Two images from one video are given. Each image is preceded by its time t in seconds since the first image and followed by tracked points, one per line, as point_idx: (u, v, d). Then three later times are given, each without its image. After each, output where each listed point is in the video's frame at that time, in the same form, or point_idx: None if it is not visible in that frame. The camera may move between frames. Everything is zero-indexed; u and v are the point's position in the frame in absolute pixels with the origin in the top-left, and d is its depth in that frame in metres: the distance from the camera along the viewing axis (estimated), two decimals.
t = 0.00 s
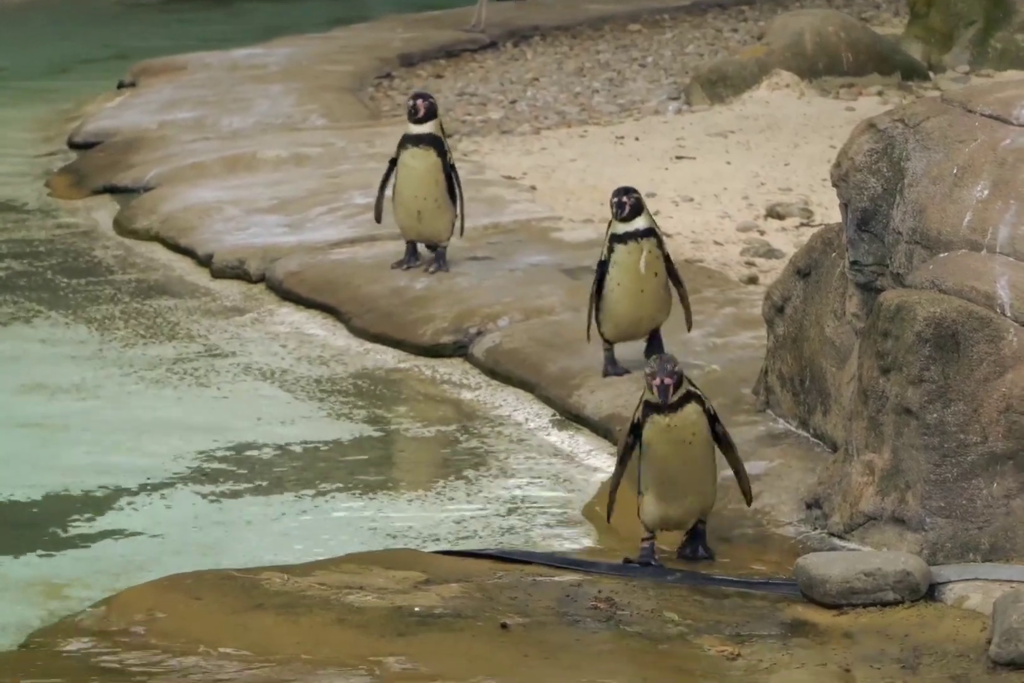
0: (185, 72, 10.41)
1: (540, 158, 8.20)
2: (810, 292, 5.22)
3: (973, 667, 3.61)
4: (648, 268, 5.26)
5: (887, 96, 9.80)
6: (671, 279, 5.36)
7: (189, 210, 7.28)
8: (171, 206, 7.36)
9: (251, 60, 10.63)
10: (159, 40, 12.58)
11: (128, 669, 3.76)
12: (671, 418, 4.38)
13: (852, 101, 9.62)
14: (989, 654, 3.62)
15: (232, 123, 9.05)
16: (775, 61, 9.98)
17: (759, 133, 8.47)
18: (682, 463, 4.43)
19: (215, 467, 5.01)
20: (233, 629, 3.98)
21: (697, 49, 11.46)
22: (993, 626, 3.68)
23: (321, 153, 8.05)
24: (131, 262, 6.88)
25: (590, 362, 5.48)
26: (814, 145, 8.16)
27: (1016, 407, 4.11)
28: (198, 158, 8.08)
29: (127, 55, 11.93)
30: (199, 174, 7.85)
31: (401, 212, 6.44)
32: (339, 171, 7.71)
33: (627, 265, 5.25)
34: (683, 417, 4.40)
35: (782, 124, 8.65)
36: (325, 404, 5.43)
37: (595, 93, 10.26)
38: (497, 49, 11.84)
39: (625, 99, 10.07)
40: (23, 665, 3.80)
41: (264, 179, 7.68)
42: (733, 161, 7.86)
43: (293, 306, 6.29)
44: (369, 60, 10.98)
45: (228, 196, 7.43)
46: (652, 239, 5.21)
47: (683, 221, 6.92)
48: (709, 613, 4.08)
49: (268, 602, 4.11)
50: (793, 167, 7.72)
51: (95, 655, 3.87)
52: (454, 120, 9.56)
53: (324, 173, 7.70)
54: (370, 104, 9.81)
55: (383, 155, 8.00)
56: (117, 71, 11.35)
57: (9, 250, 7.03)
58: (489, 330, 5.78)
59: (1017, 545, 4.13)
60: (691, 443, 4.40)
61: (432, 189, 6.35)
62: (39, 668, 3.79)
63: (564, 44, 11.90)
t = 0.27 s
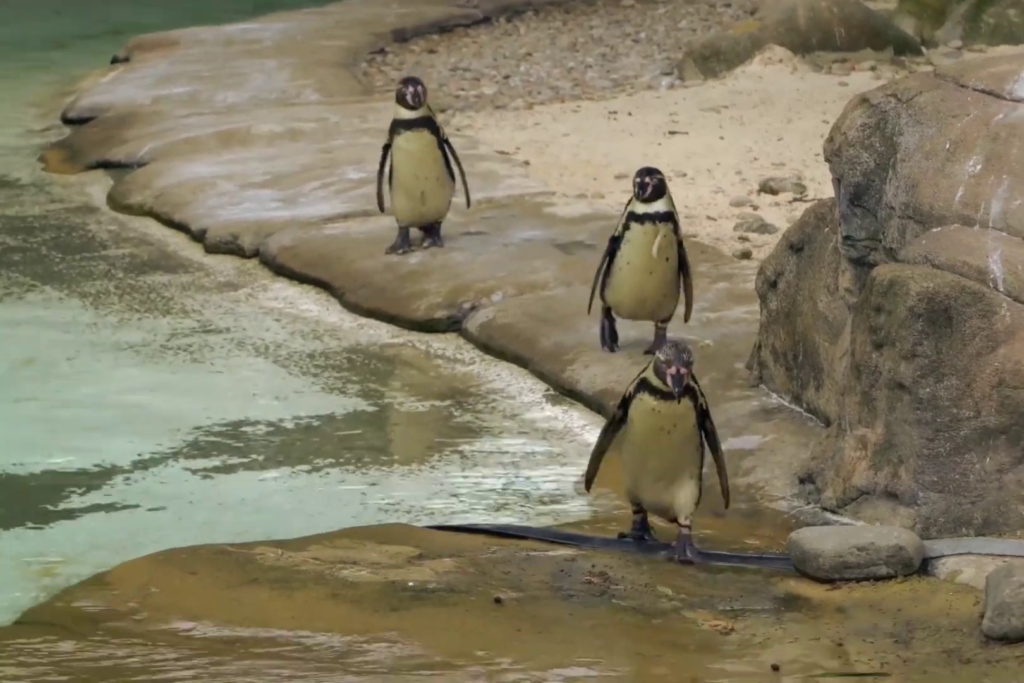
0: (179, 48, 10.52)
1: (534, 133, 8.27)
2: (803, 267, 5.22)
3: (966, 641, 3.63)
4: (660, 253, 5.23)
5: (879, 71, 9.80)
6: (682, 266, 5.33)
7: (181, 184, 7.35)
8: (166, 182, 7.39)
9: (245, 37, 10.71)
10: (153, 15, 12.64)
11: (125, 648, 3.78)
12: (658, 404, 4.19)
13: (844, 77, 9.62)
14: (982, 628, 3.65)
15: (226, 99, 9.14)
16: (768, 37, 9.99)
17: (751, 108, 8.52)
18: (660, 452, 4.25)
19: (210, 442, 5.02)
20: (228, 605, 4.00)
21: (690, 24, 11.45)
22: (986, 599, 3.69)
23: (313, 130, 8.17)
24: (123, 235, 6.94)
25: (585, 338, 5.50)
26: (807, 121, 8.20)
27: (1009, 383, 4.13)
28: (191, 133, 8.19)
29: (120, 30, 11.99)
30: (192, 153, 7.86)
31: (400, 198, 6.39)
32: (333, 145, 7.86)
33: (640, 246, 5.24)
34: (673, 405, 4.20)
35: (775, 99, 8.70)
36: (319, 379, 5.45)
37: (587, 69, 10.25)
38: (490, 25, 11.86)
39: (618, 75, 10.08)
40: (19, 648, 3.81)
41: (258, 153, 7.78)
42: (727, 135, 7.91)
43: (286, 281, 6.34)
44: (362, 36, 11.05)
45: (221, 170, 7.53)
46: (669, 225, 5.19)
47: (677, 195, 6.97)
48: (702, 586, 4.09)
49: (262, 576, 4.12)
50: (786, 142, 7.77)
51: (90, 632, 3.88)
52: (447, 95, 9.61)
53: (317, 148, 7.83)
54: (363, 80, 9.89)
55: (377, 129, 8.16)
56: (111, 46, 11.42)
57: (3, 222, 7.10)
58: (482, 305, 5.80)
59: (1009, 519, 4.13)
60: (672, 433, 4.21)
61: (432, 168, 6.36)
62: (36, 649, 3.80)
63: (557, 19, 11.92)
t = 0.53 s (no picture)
0: (170, 18, 10.74)
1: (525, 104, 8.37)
2: (793, 236, 5.24)
3: (955, 609, 3.61)
4: (648, 228, 5.16)
5: (869, 41, 9.81)
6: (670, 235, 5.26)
7: (171, 155, 7.61)
8: (155, 151, 7.67)
9: (236, 8, 10.89)
10: None
11: (117, 615, 3.78)
12: (669, 378, 4.14)
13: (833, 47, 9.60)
14: (972, 596, 3.62)
15: (216, 68, 9.42)
16: (757, 7, 9.98)
17: (741, 79, 8.62)
18: (674, 428, 4.19)
19: (201, 410, 5.07)
20: (218, 572, 4.00)
21: None
22: (974, 567, 3.66)
23: (302, 99, 8.47)
24: (113, 205, 7.16)
25: (575, 306, 5.52)
26: (796, 91, 8.30)
27: (998, 352, 4.12)
28: (182, 104, 8.47)
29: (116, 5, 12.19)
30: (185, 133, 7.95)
31: (390, 168, 6.48)
32: (323, 115, 8.14)
33: (627, 224, 5.15)
34: (683, 377, 4.16)
35: (764, 70, 8.80)
36: (309, 348, 5.53)
37: (578, 39, 10.24)
38: None
39: (607, 45, 10.04)
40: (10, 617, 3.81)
41: (250, 123, 8.08)
42: (716, 106, 8.01)
43: (277, 250, 6.49)
44: (354, 6, 11.17)
45: (212, 141, 7.79)
46: (652, 197, 5.11)
47: (667, 166, 7.05)
48: (693, 556, 4.09)
49: (251, 545, 4.12)
50: (775, 113, 7.86)
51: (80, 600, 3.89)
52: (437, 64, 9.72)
53: (307, 118, 8.10)
54: (354, 51, 10.04)
55: (366, 102, 8.36)
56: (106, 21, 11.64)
57: None
58: (472, 275, 5.87)
59: (998, 488, 4.11)
60: (688, 406, 4.17)
61: (429, 145, 6.44)
62: (27, 618, 3.81)
63: None
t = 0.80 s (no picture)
0: None
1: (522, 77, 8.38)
2: (789, 209, 5.25)
3: (951, 582, 3.61)
4: (656, 216, 5.09)
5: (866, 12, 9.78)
6: (679, 229, 5.17)
7: (168, 128, 7.64)
8: (152, 125, 7.70)
9: None
10: None
11: (115, 587, 3.80)
12: (672, 369, 4.02)
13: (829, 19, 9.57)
14: (967, 569, 3.62)
15: (213, 42, 9.45)
16: None
17: (738, 52, 8.64)
18: (672, 419, 4.08)
19: (198, 384, 5.09)
20: (216, 546, 4.01)
21: None
22: (971, 541, 3.65)
23: (300, 73, 8.49)
24: (110, 179, 7.18)
25: (571, 279, 5.54)
26: (792, 64, 8.33)
27: (994, 324, 4.10)
28: (179, 77, 8.49)
29: None
30: (181, 107, 7.98)
31: (396, 151, 6.38)
32: (319, 88, 8.15)
33: (636, 207, 5.09)
34: (688, 368, 4.03)
35: (761, 43, 8.82)
36: (306, 322, 5.55)
37: (575, 12, 10.19)
38: None
39: (602, 18, 10.00)
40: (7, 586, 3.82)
41: (248, 96, 8.10)
42: (712, 79, 8.03)
43: (274, 225, 6.53)
44: None
45: (209, 114, 7.82)
46: (666, 187, 5.03)
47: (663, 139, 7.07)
48: (689, 528, 4.10)
49: (248, 520, 4.13)
50: (772, 86, 7.88)
51: (77, 570, 3.90)
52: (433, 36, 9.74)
53: (304, 92, 8.11)
54: (350, 24, 10.06)
55: (363, 76, 8.39)
56: None
57: None
58: (468, 249, 5.91)
59: (995, 460, 4.10)
60: (687, 398, 4.05)
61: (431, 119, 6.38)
62: (25, 586, 3.82)
63: None
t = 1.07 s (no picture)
0: None
1: (518, 60, 8.40)
2: (784, 191, 5.25)
3: (948, 564, 3.62)
4: (658, 204, 5.04)
5: None
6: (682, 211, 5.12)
7: (164, 112, 7.65)
8: (148, 109, 7.72)
9: None
10: None
11: (112, 567, 3.81)
12: (710, 360, 3.96)
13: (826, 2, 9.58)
14: (965, 551, 3.62)
15: (209, 26, 9.47)
16: None
17: (734, 35, 8.65)
18: (707, 414, 4.01)
19: (195, 367, 5.10)
20: (214, 529, 4.02)
21: None
22: (967, 521, 3.67)
23: (296, 56, 8.50)
24: (107, 162, 7.20)
25: (567, 262, 5.56)
26: (788, 47, 8.34)
27: (989, 307, 4.10)
28: (175, 61, 8.49)
29: None
30: (177, 91, 7.99)
31: (398, 135, 6.39)
32: (316, 72, 8.16)
33: (636, 201, 5.04)
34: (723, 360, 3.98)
35: (757, 27, 8.83)
36: (303, 306, 5.56)
37: None
38: None
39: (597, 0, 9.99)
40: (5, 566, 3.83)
41: (244, 80, 8.10)
42: (708, 62, 8.04)
43: (270, 208, 6.55)
44: None
45: (206, 98, 7.83)
46: (660, 174, 5.01)
47: (658, 122, 7.09)
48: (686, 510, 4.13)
49: (246, 503, 4.14)
50: (768, 69, 7.89)
51: (75, 551, 3.91)
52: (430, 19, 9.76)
53: (300, 75, 8.12)
54: (347, 7, 10.07)
55: (358, 60, 8.40)
56: None
57: None
58: (464, 232, 5.93)
59: (989, 443, 4.11)
60: (722, 395, 3.99)
61: (437, 110, 6.37)
62: (22, 565, 3.83)
63: None
